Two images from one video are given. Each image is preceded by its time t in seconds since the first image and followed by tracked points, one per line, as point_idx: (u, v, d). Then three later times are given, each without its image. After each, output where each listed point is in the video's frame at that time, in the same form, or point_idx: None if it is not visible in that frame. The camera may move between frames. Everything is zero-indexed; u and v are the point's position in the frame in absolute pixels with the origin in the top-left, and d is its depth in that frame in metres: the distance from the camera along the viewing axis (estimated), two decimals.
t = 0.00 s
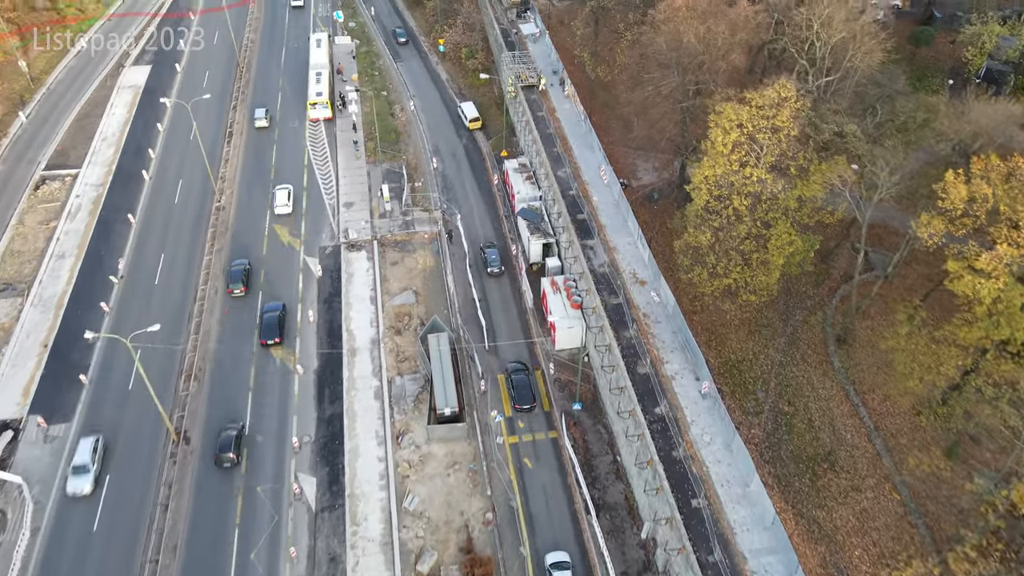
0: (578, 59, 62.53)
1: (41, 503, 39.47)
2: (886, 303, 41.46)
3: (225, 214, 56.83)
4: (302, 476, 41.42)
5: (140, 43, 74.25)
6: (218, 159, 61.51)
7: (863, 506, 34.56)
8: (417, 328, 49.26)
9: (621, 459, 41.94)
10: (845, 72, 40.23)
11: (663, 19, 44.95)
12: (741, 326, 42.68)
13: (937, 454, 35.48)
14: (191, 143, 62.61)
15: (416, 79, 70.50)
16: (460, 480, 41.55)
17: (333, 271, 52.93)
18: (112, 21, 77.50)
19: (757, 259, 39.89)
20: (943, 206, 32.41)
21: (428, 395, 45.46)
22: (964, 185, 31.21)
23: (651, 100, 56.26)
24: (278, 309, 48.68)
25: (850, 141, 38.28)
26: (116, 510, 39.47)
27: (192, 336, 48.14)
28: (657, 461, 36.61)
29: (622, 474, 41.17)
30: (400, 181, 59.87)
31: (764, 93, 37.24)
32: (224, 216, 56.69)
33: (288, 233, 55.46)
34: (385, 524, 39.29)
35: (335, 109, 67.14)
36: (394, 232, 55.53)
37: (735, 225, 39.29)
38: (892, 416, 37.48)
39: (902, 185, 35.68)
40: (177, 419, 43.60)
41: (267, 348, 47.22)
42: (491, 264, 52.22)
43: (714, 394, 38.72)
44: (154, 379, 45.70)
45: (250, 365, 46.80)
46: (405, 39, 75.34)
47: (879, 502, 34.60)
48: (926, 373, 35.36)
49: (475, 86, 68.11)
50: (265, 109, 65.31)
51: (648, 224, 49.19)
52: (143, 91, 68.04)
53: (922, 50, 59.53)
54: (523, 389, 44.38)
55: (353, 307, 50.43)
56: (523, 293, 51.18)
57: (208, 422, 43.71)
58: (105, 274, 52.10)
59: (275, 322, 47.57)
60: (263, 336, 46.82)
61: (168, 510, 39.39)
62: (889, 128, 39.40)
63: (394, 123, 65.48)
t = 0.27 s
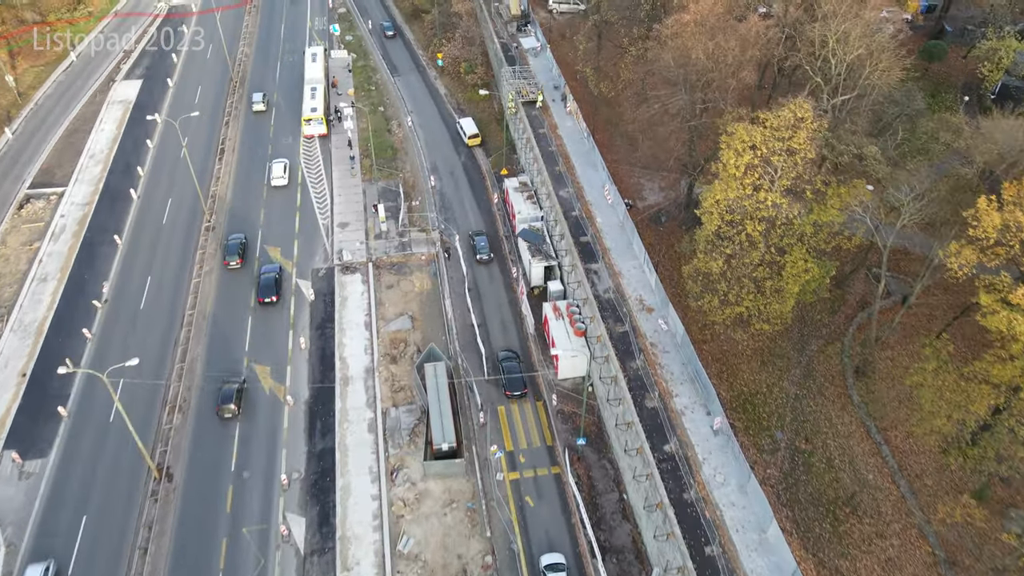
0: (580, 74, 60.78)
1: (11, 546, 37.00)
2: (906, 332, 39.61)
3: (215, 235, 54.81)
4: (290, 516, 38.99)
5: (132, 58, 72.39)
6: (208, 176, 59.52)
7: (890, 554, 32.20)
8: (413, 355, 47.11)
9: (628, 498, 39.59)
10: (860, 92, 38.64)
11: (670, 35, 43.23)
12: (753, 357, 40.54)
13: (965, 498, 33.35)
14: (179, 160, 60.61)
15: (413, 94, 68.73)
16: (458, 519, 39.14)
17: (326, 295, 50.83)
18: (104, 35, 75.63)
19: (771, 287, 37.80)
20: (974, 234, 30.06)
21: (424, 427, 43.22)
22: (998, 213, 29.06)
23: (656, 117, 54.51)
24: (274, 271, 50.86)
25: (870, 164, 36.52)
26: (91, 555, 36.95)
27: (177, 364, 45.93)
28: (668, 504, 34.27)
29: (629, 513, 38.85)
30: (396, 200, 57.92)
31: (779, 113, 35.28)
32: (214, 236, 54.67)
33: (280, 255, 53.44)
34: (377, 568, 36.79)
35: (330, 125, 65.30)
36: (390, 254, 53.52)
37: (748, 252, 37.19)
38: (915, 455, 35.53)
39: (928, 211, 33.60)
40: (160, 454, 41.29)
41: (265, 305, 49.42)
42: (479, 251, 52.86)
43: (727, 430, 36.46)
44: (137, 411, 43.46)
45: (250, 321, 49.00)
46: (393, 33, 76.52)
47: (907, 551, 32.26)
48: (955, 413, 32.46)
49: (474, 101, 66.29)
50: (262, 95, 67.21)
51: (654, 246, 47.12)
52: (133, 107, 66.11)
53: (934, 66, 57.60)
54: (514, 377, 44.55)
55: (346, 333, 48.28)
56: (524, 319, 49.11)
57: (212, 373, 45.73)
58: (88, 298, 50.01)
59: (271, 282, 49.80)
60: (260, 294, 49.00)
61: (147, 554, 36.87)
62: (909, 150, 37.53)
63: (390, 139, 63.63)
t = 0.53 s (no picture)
0: (583, 88, 59.17)
1: None
2: (926, 361, 37.97)
3: (205, 254, 52.91)
4: (278, 555, 36.65)
5: (125, 70, 70.64)
6: (199, 193, 57.68)
7: None
8: (410, 381, 45.12)
9: (637, 535, 37.38)
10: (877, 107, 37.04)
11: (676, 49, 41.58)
12: (767, 386, 38.51)
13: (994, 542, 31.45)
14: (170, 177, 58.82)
15: (412, 107, 67.11)
16: (456, 557, 36.83)
17: (320, 317, 48.88)
18: (97, 47, 73.82)
19: (787, 313, 35.82)
20: (1007, 260, 27.88)
21: (421, 458, 41.12)
22: None
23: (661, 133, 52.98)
24: (271, 235, 53.05)
25: (892, 185, 34.68)
26: None
27: (162, 390, 43.84)
28: (681, 546, 32.06)
29: (637, 552, 36.62)
30: (394, 217, 56.13)
31: (796, 131, 33.40)
32: (204, 255, 52.70)
33: (273, 275, 51.54)
34: None
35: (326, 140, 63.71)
36: (387, 274, 51.64)
37: (763, 276, 35.18)
38: (942, 492, 33.57)
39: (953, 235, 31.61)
40: (142, 487, 39.06)
41: (264, 265, 51.62)
42: (467, 234, 53.63)
43: (741, 466, 34.31)
44: (120, 440, 41.31)
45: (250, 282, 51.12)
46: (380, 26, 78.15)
47: None
48: (986, 450, 30.20)
49: (474, 115, 64.66)
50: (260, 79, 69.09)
51: (662, 267, 45.21)
52: (124, 121, 64.34)
53: (947, 79, 55.92)
54: (505, 359, 44.99)
55: (341, 357, 46.30)
56: (526, 342, 47.22)
57: (214, 331, 47.69)
58: (72, 320, 47.98)
59: (269, 243, 52.03)
60: (260, 255, 51.23)
61: None
62: (930, 168, 35.75)
63: (388, 154, 61.95)
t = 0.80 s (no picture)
0: (586, 99, 57.77)
1: None
2: (948, 385, 36.53)
3: (197, 270, 51.23)
4: None
5: (119, 81, 69.18)
6: (192, 207, 56.12)
7: None
8: (407, 403, 43.36)
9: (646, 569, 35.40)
10: (895, 119, 35.68)
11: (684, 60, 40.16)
12: (782, 411, 36.71)
13: None
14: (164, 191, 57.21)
15: (411, 119, 65.70)
16: None
17: (315, 336, 47.17)
18: (91, 58, 72.31)
19: (803, 335, 34.09)
20: None
21: (419, 485, 39.23)
22: None
23: (668, 145, 51.54)
24: (271, 201, 55.45)
25: (914, 203, 32.99)
26: None
27: (149, 413, 42.02)
28: None
29: None
30: (392, 232, 54.51)
31: (812, 146, 31.85)
32: (196, 271, 51.05)
33: (267, 292, 49.87)
34: None
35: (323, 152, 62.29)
36: (385, 291, 49.96)
37: (778, 297, 33.43)
38: (969, 527, 31.73)
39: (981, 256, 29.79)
40: (125, 517, 37.12)
41: (264, 229, 53.96)
42: (455, 215, 54.75)
43: (757, 498, 32.42)
44: (103, 466, 39.40)
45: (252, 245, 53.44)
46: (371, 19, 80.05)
47: None
48: (1019, 485, 28.06)
49: (474, 127, 63.25)
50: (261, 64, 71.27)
51: (669, 285, 43.55)
52: (117, 133, 62.82)
53: (959, 90, 54.34)
54: (495, 336, 45.97)
55: (336, 379, 44.52)
56: (528, 363, 45.52)
57: (218, 290, 49.97)
58: (57, 340, 46.16)
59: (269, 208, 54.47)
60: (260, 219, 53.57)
61: None
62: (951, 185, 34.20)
63: (386, 167, 60.48)
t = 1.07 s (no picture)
0: (590, 109, 56.56)
1: None
2: (970, 408, 35.14)
3: (191, 283, 49.73)
4: None
5: (114, 91, 67.97)
6: (187, 219, 54.65)
7: None
8: (406, 423, 41.78)
9: None
10: (914, 129, 34.33)
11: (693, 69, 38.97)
12: (798, 434, 35.07)
13: None
14: (158, 202, 55.70)
15: (411, 129, 64.48)
16: None
17: (311, 352, 45.66)
18: (87, 67, 71.11)
19: (821, 355, 32.52)
20: None
21: (419, 509, 37.56)
22: None
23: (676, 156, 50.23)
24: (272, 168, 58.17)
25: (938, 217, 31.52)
26: None
27: (138, 433, 40.36)
28: None
29: None
30: (391, 245, 53.12)
31: (831, 157, 30.42)
32: (189, 284, 49.53)
33: (262, 307, 48.39)
34: None
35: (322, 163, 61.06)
36: (383, 306, 48.47)
37: (795, 315, 31.90)
38: (997, 558, 29.97)
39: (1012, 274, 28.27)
40: (110, 543, 35.34)
41: (266, 194, 56.78)
42: (444, 194, 56.36)
43: (775, 527, 30.68)
44: (89, 489, 37.67)
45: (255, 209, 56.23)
46: (363, 14, 81.80)
47: None
48: None
49: (476, 137, 62.03)
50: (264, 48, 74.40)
51: (677, 301, 42.06)
52: (111, 143, 61.54)
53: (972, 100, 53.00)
54: (485, 309, 47.26)
55: (332, 397, 42.96)
56: (532, 381, 44.01)
57: (223, 248, 52.64)
58: (45, 356, 44.53)
59: (271, 175, 57.21)
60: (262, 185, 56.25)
61: None
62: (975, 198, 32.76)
63: (386, 178, 59.20)
